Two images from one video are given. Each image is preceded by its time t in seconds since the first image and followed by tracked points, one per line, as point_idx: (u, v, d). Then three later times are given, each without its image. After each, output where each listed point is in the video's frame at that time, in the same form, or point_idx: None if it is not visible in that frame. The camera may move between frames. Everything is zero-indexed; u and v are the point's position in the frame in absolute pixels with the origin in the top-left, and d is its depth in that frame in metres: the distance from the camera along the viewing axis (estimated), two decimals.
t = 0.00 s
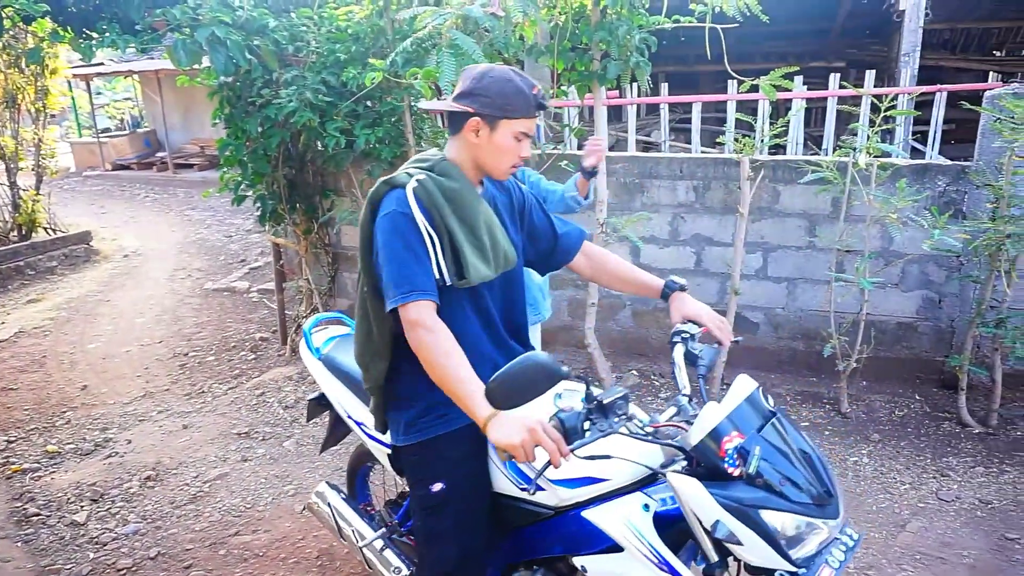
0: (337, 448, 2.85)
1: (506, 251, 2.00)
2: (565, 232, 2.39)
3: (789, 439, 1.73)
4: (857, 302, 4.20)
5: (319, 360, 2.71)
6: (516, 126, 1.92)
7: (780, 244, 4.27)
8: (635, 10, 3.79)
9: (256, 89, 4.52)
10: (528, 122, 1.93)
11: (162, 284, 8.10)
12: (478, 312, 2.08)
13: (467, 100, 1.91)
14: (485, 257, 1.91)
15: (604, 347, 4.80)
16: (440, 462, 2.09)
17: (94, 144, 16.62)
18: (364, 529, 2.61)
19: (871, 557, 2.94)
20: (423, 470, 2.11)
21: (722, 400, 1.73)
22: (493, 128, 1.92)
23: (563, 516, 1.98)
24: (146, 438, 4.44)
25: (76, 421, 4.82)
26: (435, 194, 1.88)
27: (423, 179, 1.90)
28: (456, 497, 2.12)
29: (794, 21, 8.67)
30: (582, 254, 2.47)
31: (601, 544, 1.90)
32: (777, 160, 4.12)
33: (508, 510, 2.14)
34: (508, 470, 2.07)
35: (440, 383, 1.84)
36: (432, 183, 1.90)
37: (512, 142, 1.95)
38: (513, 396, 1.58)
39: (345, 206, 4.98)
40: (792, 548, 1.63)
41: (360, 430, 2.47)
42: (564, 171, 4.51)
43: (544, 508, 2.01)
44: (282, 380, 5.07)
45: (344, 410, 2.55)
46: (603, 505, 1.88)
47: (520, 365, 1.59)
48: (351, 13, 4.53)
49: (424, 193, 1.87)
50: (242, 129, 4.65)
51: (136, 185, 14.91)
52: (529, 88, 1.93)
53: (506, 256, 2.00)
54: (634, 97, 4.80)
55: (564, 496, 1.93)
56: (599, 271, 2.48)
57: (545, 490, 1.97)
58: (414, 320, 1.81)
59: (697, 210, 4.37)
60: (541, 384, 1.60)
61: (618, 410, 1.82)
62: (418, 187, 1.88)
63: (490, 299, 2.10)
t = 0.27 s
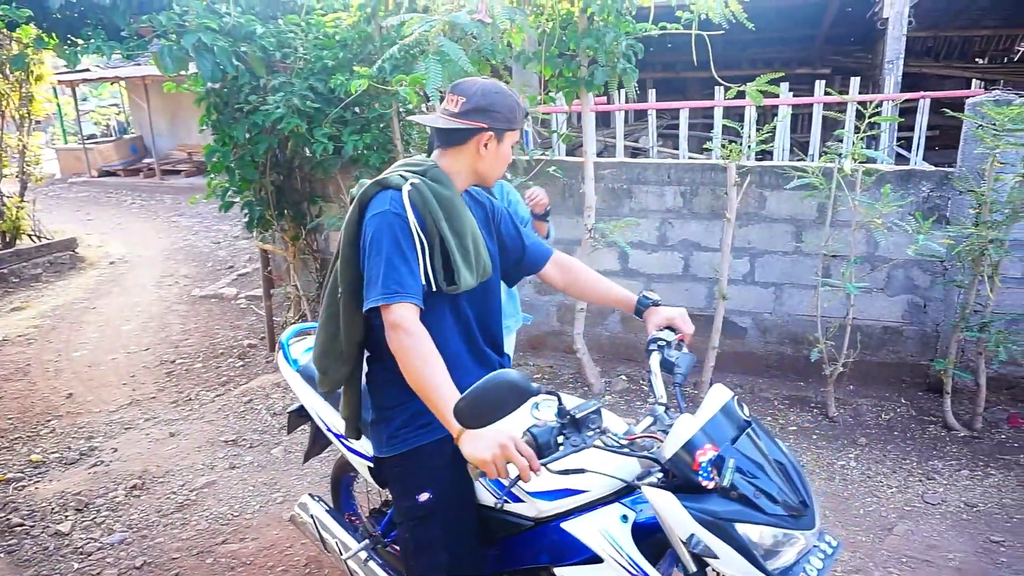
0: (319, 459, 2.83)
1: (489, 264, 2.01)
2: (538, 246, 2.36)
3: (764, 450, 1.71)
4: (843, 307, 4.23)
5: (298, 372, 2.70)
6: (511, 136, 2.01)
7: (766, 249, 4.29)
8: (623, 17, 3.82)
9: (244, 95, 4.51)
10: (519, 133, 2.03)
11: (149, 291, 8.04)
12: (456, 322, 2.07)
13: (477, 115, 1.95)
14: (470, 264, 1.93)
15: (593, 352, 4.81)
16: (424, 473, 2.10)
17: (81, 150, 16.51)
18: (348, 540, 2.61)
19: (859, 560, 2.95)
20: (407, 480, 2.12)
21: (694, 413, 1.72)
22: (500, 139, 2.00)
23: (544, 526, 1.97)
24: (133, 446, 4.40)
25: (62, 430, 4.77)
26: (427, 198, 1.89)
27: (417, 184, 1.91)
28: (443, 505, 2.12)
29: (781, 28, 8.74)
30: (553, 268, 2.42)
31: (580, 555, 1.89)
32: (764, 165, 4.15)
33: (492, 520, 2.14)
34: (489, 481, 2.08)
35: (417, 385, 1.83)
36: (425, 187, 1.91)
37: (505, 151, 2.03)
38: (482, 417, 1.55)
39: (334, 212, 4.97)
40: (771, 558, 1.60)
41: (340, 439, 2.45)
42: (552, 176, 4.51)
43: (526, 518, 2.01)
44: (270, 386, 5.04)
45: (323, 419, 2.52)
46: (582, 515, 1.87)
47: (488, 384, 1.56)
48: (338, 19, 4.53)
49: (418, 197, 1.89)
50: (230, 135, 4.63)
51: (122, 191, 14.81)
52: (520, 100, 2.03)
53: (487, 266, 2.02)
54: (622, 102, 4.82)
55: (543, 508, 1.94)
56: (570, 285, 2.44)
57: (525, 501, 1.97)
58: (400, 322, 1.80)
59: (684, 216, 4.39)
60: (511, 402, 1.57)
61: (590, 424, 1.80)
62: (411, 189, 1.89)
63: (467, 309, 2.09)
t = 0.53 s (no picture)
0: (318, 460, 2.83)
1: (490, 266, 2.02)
2: (540, 251, 2.38)
3: (759, 447, 1.71)
4: (841, 310, 4.23)
5: (300, 372, 2.69)
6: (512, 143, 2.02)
7: (763, 252, 4.30)
8: (620, 22, 3.83)
9: (242, 99, 4.52)
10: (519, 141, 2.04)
11: (147, 296, 8.03)
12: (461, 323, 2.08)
13: (477, 116, 1.96)
14: (470, 266, 1.93)
15: (591, 355, 4.82)
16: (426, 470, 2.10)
17: (78, 154, 16.50)
18: (347, 540, 2.61)
19: (856, 563, 2.95)
20: (408, 477, 2.12)
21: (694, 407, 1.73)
22: (500, 143, 2.00)
23: (542, 524, 1.97)
24: (131, 451, 4.39)
25: (59, 435, 4.76)
26: (429, 198, 1.90)
27: (418, 184, 1.92)
28: (444, 502, 2.12)
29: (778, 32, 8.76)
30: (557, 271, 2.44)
31: (579, 552, 1.90)
32: (761, 169, 4.16)
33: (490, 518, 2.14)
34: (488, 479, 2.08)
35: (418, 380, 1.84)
36: (427, 188, 1.92)
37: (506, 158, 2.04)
38: (482, 412, 1.58)
39: (331, 216, 4.98)
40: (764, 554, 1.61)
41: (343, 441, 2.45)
42: (550, 180, 4.52)
43: (524, 516, 2.01)
44: (268, 391, 5.04)
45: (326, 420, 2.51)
46: (579, 512, 1.88)
47: (488, 377, 1.58)
48: (336, 24, 4.54)
49: (419, 198, 1.89)
50: (228, 139, 4.63)
51: (120, 196, 14.80)
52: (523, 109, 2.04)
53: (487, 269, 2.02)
54: (619, 107, 4.83)
55: (542, 504, 1.94)
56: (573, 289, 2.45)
57: (523, 498, 1.98)
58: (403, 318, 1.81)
59: (681, 219, 4.39)
60: (510, 396, 1.59)
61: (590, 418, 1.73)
62: (413, 190, 1.90)
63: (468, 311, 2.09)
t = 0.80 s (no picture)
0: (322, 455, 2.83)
1: (483, 273, 1.99)
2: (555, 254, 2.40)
3: (762, 427, 1.76)
4: (842, 306, 4.23)
5: (308, 366, 2.68)
6: (511, 145, 1.99)
7: (765, 248, 4.30)
8: (621, 17, 3.83)
9: (243, 96, 4.51)
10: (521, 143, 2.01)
11: (148, 293, 8.04)
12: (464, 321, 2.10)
13: (466, 115, 1.98)
14: (460, 274, 1.92)
15: (592, 352, 4.82)
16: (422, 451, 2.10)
17: (80, 152, 16.50)
18: (348, 533, 2.60)
19: (857, 560, 2.95)
20: (402, 457, 2.12)
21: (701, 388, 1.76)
22: (493, 143, 1.98)
23: (546, 512, 1.97)
24: (133, 447, 4.40)
25: (62, 431, 4.77)
26: (418, 206, 1.90)
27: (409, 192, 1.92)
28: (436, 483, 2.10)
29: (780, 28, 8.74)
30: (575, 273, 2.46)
31: (583, 538, 1.90)
32: (762, 165, 4.16)
33: (491, 507, 2.13)
34: (491, 468, 2.06)
35: (428, 375, 1.84)
36: (419, 195, 1.92)
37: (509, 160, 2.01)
38: (508, 381, 1.69)
39: (333, 213, 4.98)
40: (775, 528, 1.63)
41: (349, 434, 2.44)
42: (551, 177, 4.52)
43: (528, 504, 2.00)
44: (270, 387, 5.05)
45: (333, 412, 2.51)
46: (584, 498, 1.88)
47: (516, 352, 1.72)
48: (337, 20, 4.52)
49: (408, 205, 1.90)
50: (229, 136, 4.63)
51: (122, 193, 14.81)
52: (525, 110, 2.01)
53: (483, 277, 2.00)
54: (620, 103, 4.82)
55: (547, 491, 1.92)
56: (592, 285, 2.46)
57: (528, 486, 1.96)
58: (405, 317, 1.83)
59: (683, 216, 4.39)
60: (534, 368, 1.72)
61: (603, 399, 1.85)
62: (403, 198, 1.91)
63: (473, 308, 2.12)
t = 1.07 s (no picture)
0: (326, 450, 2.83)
1: (486, 278, 1.97)
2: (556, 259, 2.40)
3: (770, 421, 1.76)
4: (845, 304, 4.22)
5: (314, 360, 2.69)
6: (512, 154, 1.94)
7: (767, 246, 4.29)
8: (624, 14, 3.81)
9: (244, 94, 4.51)
10: (526, 152, 1.95)
11: (150, 290, 8.05)
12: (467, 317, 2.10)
13: (464, 124, 1.95)
14: (460, 282, 1.91)
15: (595, 349, 4.82)
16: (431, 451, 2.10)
17: (82, 149, 16.52)
18: (352, 527, 2.61)
19: (860, 557, 2.95)
20: (411, 458, 2.12)
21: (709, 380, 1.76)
22: (488, 154, 1.94)
23: (552, 504, 1.97)
24: (135, 445, 4.40)
25: (64, 429, 4.78)
26: (419, 211, 1.90)
27: (411, 197, 1.92)
28: (446, 484, 2.11)
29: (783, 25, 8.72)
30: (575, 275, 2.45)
31: (589, 531, 1.90)
32: (764, 162, 4.15)
33: (496, 501, 2.13)
34: (496, 460, 2.06)
35: (431, 374, 1.84)
36: (419, 200, 1.92)
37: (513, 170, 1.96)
38: (524, 370, 1.69)
39: (334, 210, 4.98)
40: (782, 519, 1.62)
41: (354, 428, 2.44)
42: (553, 174, 4.52)
43: (533, 497, 2.00)
44: (272, 384, 5.05)
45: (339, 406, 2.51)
46: (590, 491, 1.88)
47: (533, 340, 1.72)
48: (338, 17, 4.51)
49: (409, 210, 1.90)
50: (230, 134, 4.63)
51: (124, 190, 14.82)
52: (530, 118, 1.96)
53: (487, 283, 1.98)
54: (622, 100, 4.81)
55: (553, 484, 1.92)
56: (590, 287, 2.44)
57: (534, 479, 1.96)
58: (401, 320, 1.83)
59: (685, 213, 4.38)
60: (549, 355, 1.73)
61: (614, 390, 1.78)
62: (404, 203, 1.91)
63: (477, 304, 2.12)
